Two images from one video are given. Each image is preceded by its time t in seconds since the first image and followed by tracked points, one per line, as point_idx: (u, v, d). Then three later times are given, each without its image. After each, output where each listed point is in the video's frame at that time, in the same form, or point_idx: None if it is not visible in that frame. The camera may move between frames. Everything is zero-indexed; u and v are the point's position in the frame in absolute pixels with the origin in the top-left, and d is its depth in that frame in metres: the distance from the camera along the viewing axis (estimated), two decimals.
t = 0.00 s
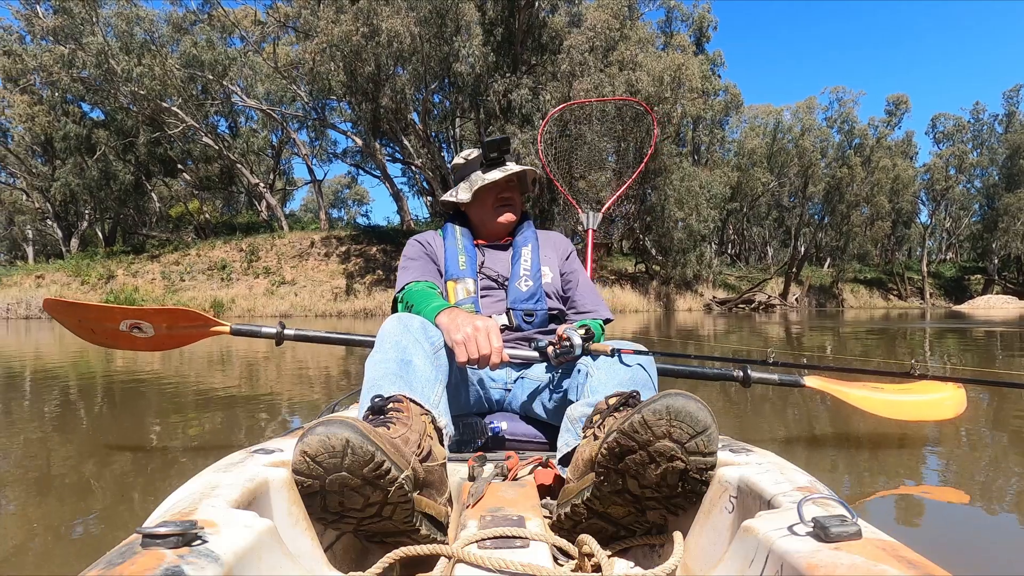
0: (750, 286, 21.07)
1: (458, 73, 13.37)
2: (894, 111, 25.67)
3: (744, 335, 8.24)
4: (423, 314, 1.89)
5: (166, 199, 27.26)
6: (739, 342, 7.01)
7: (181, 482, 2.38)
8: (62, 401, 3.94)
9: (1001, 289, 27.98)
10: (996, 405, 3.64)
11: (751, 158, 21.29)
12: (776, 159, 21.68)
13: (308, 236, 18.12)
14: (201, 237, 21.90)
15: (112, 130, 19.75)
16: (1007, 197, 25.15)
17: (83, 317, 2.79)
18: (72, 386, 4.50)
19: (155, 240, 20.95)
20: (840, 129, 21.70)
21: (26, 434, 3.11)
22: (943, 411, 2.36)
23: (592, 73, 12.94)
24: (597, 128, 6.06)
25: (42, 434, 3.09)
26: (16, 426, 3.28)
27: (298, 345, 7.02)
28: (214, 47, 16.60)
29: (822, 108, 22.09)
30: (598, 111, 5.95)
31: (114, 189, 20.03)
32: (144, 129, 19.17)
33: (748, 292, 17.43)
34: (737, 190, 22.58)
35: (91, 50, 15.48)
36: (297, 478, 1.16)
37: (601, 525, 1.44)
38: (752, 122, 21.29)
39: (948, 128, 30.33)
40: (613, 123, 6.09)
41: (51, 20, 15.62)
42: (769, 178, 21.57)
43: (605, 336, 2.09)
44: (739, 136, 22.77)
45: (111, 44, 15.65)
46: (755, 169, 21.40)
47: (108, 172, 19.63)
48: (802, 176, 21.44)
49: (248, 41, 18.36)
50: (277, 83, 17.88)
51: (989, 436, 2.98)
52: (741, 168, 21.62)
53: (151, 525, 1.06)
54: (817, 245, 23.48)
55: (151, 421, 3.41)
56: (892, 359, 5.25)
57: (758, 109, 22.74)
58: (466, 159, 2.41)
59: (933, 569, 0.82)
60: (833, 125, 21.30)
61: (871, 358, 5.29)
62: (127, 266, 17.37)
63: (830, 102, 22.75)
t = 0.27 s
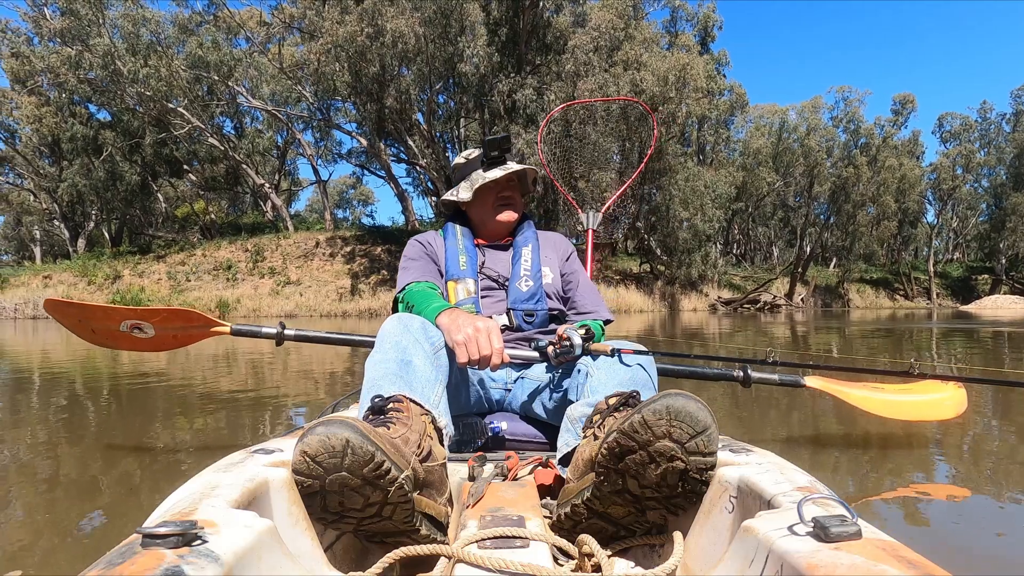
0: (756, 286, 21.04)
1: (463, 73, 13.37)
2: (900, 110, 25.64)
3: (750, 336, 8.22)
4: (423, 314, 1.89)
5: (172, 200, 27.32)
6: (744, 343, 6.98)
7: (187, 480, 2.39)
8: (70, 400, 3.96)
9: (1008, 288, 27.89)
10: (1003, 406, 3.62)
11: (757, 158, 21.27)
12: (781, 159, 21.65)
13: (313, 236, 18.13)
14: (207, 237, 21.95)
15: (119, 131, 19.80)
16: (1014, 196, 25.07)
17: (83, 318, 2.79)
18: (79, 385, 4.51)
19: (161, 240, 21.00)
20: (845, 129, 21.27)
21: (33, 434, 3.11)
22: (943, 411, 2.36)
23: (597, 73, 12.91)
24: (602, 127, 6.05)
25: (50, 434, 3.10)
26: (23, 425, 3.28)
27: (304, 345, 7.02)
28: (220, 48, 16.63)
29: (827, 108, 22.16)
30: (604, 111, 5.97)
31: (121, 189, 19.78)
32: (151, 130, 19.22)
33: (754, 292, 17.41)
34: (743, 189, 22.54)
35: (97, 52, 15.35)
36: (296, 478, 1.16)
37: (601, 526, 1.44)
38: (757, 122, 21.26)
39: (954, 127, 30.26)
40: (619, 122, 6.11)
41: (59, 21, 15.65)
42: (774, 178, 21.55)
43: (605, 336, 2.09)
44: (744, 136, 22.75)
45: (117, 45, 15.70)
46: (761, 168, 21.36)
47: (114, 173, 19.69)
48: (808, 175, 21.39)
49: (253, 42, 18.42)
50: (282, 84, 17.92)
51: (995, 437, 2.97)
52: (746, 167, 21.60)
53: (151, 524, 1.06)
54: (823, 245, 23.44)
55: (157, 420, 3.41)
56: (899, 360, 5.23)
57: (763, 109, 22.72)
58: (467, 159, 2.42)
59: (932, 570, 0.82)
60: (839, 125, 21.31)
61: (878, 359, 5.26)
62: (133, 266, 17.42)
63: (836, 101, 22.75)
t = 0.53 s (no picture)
0: (761, 285, 21.03)
1: (466, 73, 13.37)
2: (906, 108, 25.67)
3: (757, 335, 8.19)
4: (423, 314, 1.89)
5: (178, 201, 27.36)
6: (750, 342, 6.96)
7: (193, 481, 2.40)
8: (77, 401, 3.97)
9: (1016, 287, 27.81)
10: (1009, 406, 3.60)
11: (762, 157, 21.26)
12: (786, 158, 21.64)
13: (318, 236, 18.15)
14: (213, 238, 22.01)
15: (125, 133, 19.83)
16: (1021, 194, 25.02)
17: (83, 318, 2.79)
18: (86, 386, 4.53)
19: (168, 241, 21.05)
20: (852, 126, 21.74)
21: (40, 434, 3.12)
22: (943, 411, 2.35)
23: (600, 72, 12.89)
24: (605, 126, 6.10)
25: (56, 434, 3.11)
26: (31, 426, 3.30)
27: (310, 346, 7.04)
28: (224, 50, 16.53)
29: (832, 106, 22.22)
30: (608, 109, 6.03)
31: (126, 191, 20.38)
32: (156, 132, 19.26)
33: (759, 292, 17.40)
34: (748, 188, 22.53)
35: (103, 54, 15.37)
36: (296, 478, 1.16)
37: (601, 526, 1.44)
38: (762, 121, 21.23)
39: (961, 125, 30.21)
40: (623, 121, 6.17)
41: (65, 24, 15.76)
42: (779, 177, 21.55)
43: (605, 336, 2.09)
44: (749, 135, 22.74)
45: (123, 47, 15.72)
46: (765, 168, 21.34)
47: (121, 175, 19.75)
48: (813, 174, 21.37)
49: (258, 43, 18.43)
50: (287, 85, 17.97)
51: (1000, 436, 2.95)
52: (751, 167, 21.59)
53: (152, 525, 1.06)
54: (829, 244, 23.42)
55: (163, 421, 3.42)
56: (905, 360, 5.21)
57: (768, 107, 22.72)
58: (467, 159, 2.42)
59: (933, 569, 0.82)
60: (845, 123, 21.34)
61: (883, 359, 5.24)
62: (140, 267, 17.48)
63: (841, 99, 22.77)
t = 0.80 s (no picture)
0: (768, 284, 21.00)
1: (471, 73, 13.35)
2: (914, 105, 25.66)
3: (765, 334, 8.16)
4: (423, 314, 1.89)
5: (185, 202, 27.43)
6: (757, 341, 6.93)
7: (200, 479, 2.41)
8: (85, 402, 3.99)
9: None
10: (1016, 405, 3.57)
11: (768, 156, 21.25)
12: (793, 156, 21.60)
13: (324, 236, 18.16)
14: (219, 239, 22.05)
15: (132, 135, 19.88)
16: None
17: (84, 318, 2.79)
18: (95, 386, 4.55)
19: (175, 242, 21.11)
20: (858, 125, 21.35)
21: (48, 435, 3.13)
22: (943, 411, 2.36)
23: (606, 71, 12.85)
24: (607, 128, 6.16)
25: (66, 434, 3.12)
26: (38, 426, 3.31)
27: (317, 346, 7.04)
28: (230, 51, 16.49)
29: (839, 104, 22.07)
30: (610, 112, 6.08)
31: (134, 193, 20.00)
32: (163, 133, 19.30)
33: (765, 291, 17.36)
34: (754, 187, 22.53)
35: (111, 56, 15.72)
36: (297, 478, 1.16)
37: (601, 525, 1.44)
38: (768, 119, 21.21)
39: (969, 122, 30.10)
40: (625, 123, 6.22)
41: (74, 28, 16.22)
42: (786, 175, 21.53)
43: (605, 337, 2.09)
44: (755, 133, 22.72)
45: (130, 49, 15.74)
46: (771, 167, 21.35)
47: (128, 176, 19.81)
48: (820, 173, 21.33)
49: (263, 45, 18.44)
50: (292, 86, 17.99)
51: (1004, 435, 2.94)
52: (757, 166, 21.58)
53: (152, 525, 1.06)
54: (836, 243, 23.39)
55: (170, 421, 3.43)
56: (912, 358, 5.18)
57: (774, 106, 22.70)
58: (468, 159, 2.42)
59: (931, 569, 0.82)
60: (852, 121, 21.37)
61: (891, 357, 5.22)
62: (147, 269, 17.57)
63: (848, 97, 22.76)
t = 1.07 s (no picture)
0: (775, 284, 20.95)
1: (477, 73, 13.36)
2: (922, 104, 25.64)
3: (772, 335, 8.15)
4: (423, 314, 1.89)
5: (193, 203, 27.53)
6: (765, 341, 6.92)
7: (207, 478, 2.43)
8: (95, 402, 4.00)
9: None
10: None
11: (775, 155, 21.25)
12: (800, 156, 21.56)
13: (331, 237, 18.19)
14: (226, 240, 22.10)
15: (140, 136, 19.93)
16: None
17: (83, 318, 2.79)
18: (104, 386, 4.57)
19: (182, 243, 21.19)
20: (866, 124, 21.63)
21: (56, 435, 3.14)
22: (943, 411, 2.36)
23: (612, 71, 12.82)
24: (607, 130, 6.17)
25: (75, 434, 3.14)
26: (49, 426, 3.33)
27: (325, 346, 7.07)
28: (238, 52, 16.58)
29: (847, 102, 22.33)
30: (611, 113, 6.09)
31: (142, 193, 20.11)
32: (170, 135, 19.37)
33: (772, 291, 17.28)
34: (761, 186, 22.54)
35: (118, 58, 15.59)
36: (297, 478, 1.16)
37: (601, 525, 1.44)
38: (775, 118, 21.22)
39: (978, 121, 29.97)
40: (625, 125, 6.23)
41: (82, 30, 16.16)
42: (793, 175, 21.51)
43: (605, 337, 2.09)
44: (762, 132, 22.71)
45: (138, 51, 15.81)
46: (777, 166, 21.36)
47: (136, 177, 19.87)
48: (827, 172, 21.30)
49: (270, 46, 18.38)
50: (299, 87, 17.99)
51: (1010, 435, 2.93)
52: (763, 165, 21.60)
53: (152, 525, 1.06)
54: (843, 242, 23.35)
55: (179, 420, 3.45)
56: (920, 359, 5.15)
57: (780, 105, 22.71)
58: (468, 160, 2.42)
59: (932, 569, 0.81)
60: (859, 120, 21.38)
61: (898, 358, 5.19)
62: (155, 269, 17.63)
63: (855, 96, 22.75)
